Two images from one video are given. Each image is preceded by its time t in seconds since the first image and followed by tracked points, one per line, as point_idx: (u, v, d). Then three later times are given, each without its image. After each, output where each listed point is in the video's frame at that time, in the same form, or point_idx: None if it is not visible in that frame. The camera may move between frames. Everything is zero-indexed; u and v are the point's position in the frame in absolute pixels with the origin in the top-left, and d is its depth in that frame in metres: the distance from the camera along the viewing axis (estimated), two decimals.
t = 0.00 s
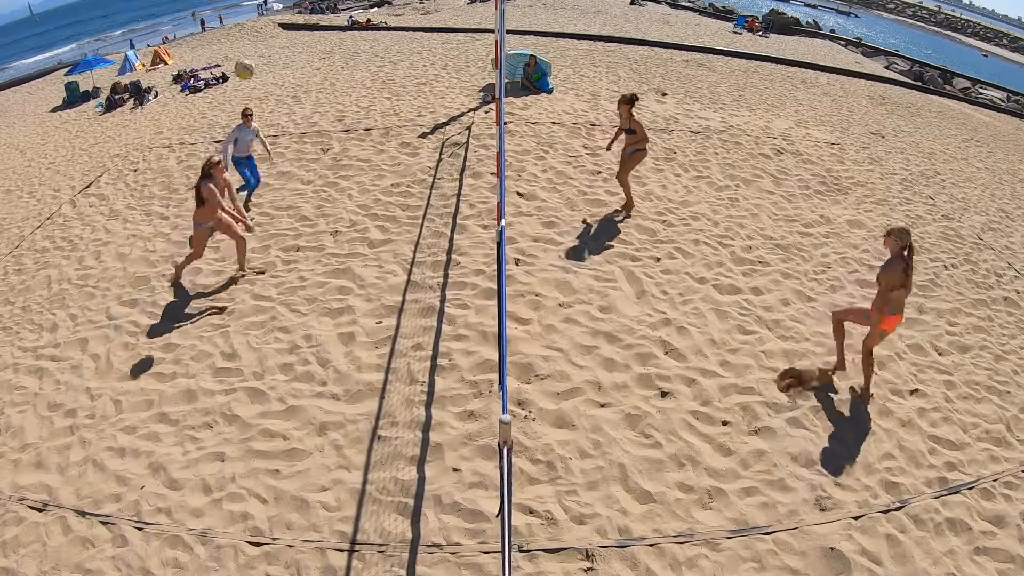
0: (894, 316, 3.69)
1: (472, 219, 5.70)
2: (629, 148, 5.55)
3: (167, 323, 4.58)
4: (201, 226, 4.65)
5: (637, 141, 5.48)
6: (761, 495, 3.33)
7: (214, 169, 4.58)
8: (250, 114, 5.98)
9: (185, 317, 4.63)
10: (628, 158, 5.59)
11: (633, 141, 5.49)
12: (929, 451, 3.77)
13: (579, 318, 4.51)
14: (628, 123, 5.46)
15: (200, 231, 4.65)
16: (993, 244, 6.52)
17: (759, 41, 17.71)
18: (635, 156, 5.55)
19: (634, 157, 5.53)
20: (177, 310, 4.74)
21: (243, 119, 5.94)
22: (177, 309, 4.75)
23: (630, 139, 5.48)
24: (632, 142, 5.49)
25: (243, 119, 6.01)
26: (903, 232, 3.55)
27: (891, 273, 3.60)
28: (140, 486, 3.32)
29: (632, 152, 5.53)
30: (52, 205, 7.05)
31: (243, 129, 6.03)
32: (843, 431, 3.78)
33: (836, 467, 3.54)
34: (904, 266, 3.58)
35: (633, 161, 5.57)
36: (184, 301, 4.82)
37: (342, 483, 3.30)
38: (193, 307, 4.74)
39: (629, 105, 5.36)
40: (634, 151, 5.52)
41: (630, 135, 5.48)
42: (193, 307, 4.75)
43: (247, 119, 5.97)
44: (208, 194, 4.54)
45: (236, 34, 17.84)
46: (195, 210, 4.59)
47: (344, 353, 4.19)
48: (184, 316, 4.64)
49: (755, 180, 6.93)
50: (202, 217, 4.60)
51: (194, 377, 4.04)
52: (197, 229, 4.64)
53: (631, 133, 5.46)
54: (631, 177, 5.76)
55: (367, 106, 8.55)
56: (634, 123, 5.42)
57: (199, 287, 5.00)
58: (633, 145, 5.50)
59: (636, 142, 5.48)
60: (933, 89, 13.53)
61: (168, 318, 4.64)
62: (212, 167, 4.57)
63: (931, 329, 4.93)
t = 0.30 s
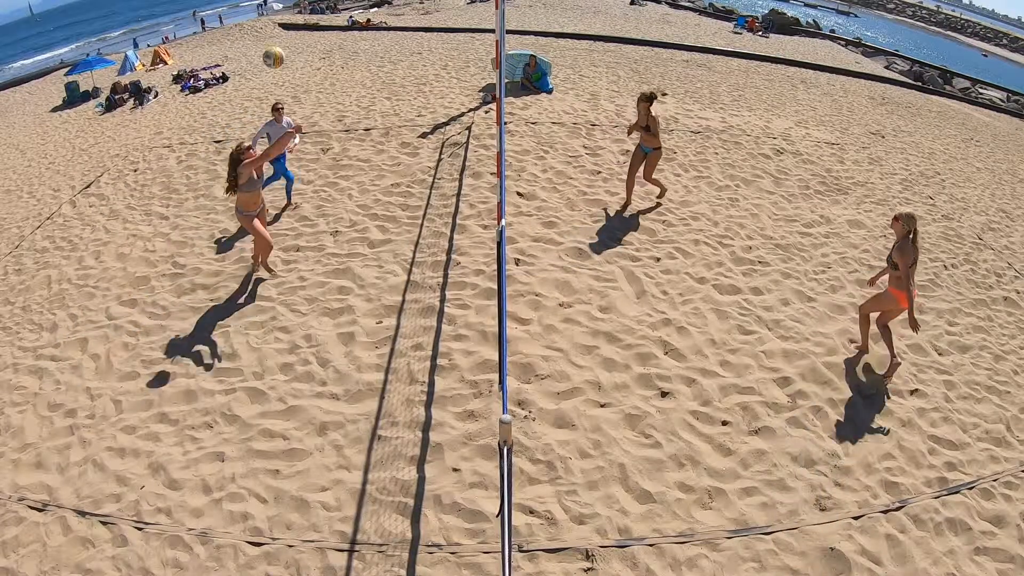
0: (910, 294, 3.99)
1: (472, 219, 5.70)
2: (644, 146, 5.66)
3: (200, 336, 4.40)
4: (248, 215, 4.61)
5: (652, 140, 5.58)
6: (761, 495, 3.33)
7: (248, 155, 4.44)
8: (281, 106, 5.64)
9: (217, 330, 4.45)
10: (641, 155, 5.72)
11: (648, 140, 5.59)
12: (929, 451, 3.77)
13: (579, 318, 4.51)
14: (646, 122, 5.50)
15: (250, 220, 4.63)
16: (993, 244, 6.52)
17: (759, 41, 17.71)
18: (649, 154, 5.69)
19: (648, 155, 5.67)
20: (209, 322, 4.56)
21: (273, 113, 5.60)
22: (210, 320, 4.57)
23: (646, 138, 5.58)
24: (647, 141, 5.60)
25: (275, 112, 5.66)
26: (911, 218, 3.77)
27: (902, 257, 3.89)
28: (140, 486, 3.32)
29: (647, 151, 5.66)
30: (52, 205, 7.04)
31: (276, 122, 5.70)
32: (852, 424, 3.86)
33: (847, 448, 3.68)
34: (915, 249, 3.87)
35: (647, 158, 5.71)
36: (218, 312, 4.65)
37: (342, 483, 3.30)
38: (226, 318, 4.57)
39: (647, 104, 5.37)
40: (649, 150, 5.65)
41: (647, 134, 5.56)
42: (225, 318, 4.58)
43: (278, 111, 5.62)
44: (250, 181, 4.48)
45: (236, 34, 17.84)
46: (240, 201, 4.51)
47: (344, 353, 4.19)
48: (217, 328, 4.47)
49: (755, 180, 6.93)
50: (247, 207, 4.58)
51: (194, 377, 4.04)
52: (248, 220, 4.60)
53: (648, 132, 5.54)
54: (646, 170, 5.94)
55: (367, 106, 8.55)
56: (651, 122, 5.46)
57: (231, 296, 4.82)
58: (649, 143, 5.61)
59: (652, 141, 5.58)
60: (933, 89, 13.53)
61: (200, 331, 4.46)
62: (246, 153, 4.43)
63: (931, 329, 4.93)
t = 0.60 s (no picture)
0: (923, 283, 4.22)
1: (472, 219, 5.70)
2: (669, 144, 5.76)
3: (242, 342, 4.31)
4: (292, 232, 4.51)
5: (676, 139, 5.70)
6: (761, 495, 3.34)
7: (297, 170, 4.44)
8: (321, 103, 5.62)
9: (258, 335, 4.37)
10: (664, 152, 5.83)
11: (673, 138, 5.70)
12: (929, 451, 3.77)
13: (579, 318, 4.51)
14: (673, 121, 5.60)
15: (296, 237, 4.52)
16: (993, 244, 6.53)
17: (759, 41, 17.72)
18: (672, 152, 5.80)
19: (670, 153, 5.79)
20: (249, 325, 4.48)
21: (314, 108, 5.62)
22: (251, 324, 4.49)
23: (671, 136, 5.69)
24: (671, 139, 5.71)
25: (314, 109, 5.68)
26: (924, 214, 3.97)
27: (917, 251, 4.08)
28: (140, 486, 3.32)
29: (670, 149, 5.77)
30: (52, 205, 7.04)
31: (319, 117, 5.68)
32: (852, 424, 3.86)
33: (847, 447, 3.69)
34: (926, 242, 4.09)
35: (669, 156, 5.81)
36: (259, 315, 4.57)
37: (342, 483, 3.30)
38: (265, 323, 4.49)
39: (676, 104, 5.46)
40: (672, 148, 5.76)
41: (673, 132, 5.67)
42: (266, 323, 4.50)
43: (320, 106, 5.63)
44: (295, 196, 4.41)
45: (236, 34, 17.84)
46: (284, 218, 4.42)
47: (344, 353, 4.19)
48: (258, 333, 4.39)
49: (755, 180, 6.93)
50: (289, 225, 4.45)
51: (193, 377, 4.04)
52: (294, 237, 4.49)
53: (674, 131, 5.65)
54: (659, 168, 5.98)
55: (367, 106, 8.55)
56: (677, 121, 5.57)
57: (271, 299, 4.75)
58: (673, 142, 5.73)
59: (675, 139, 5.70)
60: (933, 89, 13.53)
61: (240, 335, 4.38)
62: (295, 168, 4.43)
63: (932, 329, 4.92)
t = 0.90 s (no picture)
0: (927, 279, 4.25)
1: (472, 219, 5.70)
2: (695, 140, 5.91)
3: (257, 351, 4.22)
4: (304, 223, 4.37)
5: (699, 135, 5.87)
6: (761, 495, 3.34)
7: (314, 160, 4.17)
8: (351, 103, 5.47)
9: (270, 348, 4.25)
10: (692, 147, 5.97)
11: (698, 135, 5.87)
12: (929, 451, 3.77)
13: (579, 318, 4.51)
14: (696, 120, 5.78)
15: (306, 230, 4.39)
16: (993, 244, 6.53)
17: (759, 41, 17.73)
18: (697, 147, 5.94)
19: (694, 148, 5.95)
20: (259, 337, 4.36)
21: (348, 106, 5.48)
22: (262, 335, 4.38)
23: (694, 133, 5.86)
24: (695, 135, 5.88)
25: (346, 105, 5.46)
26: (923, 214, 4.02)
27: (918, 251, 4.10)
28: (140, 486, 3.32)
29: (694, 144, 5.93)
30: (52, 205, 7.04)
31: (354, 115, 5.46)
32: (854, 425, 3.85)
33: (847, 448, 3.69)
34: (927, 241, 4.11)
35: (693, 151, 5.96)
36: (270, 325, 4.47)
37: (342, 483, 3.30)
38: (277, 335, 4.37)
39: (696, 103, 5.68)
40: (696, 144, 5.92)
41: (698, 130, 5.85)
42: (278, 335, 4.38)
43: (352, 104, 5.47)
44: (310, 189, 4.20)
45: (236, 34, 17.84)
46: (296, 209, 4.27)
47: (344, 353, 4.19)
48: (270, 346, 4.27)
49: (755, 180, 6.93)
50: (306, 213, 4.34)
51: (193, 377, 4.04)
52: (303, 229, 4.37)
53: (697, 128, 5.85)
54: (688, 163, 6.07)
55: (367, 106, 8.55)
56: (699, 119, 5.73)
57: (284, 307, 4.65)
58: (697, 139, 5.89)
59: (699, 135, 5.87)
60: (933, 89, 13.54)
61: (249, 347, 4.27)
62: (313, 158, 4.16)
63: (932, 329, 4.92)
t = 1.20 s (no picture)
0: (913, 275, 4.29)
1: (472, 219, 5.70)
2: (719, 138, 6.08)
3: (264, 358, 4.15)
4: (320, 223, 4.25)
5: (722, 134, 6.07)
6: (761, 495, 3.34)
7: (328, 156, 4.06)
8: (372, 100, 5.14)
9: (275, 356, 4.17)
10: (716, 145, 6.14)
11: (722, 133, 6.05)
12: (929, 451, 3.77)
13: (579, 318, 4.51)
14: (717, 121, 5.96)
15: (324, 230, 4.28)
16: (993, 244, 6.52)
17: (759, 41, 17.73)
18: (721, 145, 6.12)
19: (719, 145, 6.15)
20: (266, 344, 4.29)
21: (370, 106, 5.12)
22: (268, 342, 4.30)
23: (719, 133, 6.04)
24: (720, 135, 6.19)
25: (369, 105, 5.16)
26: (901, 213, 4.11)
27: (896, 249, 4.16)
28: (140, 486, 3.32)
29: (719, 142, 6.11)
30: (52, 205, 7.04)
31: (376, 116, 5.15)
32: (852, 424, 3.86)
33: (847, 447, 3.69)
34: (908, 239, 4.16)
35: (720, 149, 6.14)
36: (278, 333, 4.39)
37: (343, 483, 3.30)
38: (283, 343, 4.29)
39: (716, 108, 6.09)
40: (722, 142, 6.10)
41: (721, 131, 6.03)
42: (284, 343, 4.29)
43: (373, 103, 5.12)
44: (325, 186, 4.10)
45: (236, 34, 17.83)
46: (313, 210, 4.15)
47: (344, 353, 4.18)
48: (275, 355, 4.18)
49: (755, 180, 6.93)
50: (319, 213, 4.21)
51: (193, 377, 4.04)
52: (322, 229, 4.24)
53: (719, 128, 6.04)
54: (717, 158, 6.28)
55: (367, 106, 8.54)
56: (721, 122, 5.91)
57: (294, 314, 4.57)
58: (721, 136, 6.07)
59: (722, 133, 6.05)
60: (933, 88, 13.54)
61: (255, 354, 4.20)
62: (325, 154, 4.06)
63: (931, 329, 4.92)
